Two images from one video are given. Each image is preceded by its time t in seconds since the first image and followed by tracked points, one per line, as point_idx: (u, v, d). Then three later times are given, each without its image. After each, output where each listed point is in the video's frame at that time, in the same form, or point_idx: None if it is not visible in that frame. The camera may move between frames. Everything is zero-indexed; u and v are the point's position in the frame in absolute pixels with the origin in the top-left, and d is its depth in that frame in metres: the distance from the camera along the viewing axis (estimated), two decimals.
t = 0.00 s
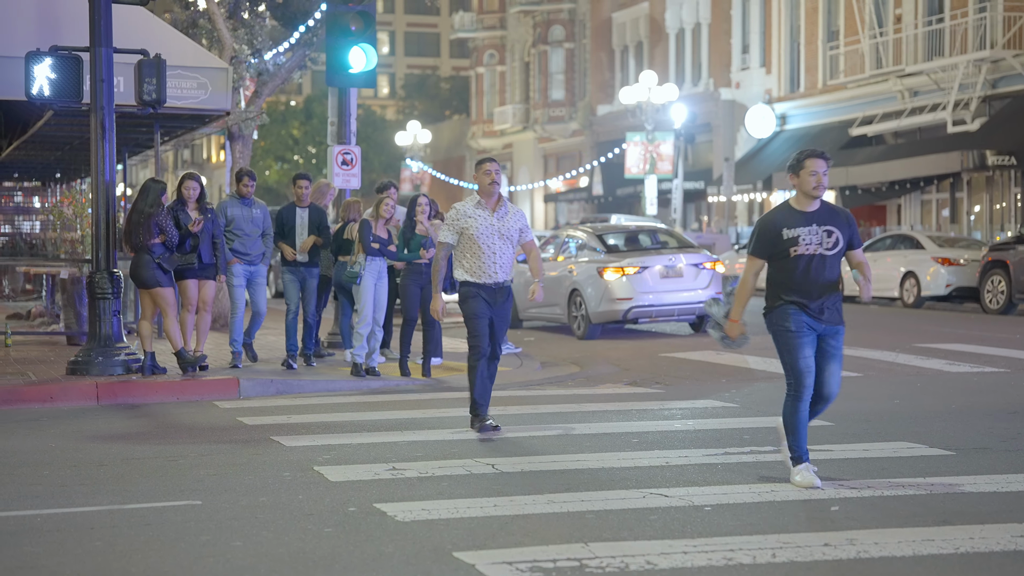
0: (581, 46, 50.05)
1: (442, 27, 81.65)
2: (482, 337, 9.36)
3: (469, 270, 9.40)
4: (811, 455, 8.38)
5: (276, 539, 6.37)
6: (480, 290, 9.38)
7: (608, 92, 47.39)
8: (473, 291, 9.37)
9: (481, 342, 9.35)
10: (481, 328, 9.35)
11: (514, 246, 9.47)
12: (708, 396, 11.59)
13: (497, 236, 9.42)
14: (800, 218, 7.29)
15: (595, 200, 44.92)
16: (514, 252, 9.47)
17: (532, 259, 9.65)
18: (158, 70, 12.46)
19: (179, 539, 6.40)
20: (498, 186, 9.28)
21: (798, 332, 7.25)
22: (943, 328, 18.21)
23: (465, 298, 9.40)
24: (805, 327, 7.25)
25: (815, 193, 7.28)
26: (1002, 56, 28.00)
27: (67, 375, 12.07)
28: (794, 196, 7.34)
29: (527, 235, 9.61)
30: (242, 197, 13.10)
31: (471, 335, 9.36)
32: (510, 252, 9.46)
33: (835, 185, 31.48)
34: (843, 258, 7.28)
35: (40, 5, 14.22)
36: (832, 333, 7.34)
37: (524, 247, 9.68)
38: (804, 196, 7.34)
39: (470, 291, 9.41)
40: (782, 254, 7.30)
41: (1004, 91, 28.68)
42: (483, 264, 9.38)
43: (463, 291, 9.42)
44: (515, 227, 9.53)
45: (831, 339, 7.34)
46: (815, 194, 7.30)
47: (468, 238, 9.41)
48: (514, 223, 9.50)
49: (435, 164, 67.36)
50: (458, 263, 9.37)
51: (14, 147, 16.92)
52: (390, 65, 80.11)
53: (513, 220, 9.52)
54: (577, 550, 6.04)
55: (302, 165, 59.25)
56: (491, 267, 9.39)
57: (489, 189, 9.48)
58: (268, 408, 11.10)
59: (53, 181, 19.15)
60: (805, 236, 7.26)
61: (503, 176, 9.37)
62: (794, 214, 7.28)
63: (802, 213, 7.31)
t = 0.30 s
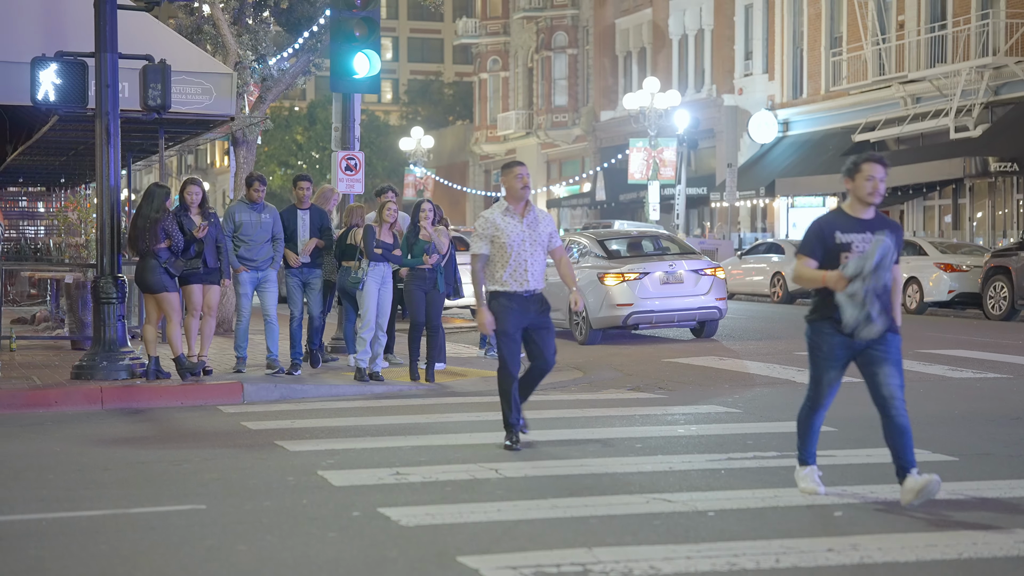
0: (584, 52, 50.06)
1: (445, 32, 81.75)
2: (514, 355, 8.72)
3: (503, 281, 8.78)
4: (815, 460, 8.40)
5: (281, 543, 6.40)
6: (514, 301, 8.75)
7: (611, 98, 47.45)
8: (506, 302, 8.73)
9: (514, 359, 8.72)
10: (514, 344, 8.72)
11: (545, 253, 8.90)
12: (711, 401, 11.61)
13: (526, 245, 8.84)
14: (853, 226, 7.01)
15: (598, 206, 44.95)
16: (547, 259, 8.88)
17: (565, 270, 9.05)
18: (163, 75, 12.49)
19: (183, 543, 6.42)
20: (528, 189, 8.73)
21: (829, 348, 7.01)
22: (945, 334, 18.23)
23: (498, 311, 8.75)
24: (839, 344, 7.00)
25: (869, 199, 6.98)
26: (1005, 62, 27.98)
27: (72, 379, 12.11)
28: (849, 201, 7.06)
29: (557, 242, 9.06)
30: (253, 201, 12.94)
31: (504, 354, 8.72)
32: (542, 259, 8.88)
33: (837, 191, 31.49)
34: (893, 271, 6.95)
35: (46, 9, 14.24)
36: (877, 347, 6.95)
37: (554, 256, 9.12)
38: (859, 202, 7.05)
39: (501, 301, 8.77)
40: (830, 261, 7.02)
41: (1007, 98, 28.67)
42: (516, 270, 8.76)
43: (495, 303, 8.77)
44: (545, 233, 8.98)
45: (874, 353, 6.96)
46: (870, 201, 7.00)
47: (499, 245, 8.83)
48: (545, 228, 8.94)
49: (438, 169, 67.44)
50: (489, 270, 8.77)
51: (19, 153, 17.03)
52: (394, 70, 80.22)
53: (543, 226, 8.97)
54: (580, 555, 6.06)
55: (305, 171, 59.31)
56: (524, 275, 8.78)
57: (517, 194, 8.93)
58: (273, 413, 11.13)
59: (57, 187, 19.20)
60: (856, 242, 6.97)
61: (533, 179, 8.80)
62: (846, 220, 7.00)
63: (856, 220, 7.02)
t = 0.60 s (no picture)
0: (585, 52, 49.98)
1: (446, 32, 81.72)
2: (537, 358, 8.54)
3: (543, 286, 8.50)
4: (815, 460, 8.39)
5: (280, 542, 6.39)
6: (548, 308, 8.50)
7: (612, 98, 47.42)
8: (541, 309, 8.49)
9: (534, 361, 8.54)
10: (538, 350, 8.53)
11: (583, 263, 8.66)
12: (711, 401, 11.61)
13: (567, 250, 8.57)
14: (915, 210, 6.69)
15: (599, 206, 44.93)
16: (584, 269, 8.65)
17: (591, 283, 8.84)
18: (164, 74, 12.48)
19: (182, 542, 6.42)
20: (574, 193, 8.52)
21: (909, 337, 6.60)
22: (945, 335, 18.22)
23: (532, 316, 8.50)
24: (916, 332, 6.61)
25: (931, 182, 6.66)
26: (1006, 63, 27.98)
27: (72, 378, 12.11)
28: (910, 185, 6.73)
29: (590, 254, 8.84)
30: (267, 199, 12.57)
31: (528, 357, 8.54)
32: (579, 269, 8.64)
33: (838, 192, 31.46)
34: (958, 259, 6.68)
35: (46, 7, 14.27)
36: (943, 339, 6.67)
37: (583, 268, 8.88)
38: (920, 185, 6.73)
39: (533, 306, 8.53)
40: (894, 248, 6.70)
41: (1008, 99, 28.66)
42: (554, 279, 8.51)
43: (529, 308, 8.52)
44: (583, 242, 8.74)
45: (947, 340, 6.68)
46: (933, 183, 6.68)
47: (541, 249, 8.55)
48: (584, 237, 8.69)
49: (439, 169, 67.42)
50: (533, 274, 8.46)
51: (19, 152, 17.01)
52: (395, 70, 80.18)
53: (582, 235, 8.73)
54: (579, 554, 6.05)
55: (306, 170, 59.27)
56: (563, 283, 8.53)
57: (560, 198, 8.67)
58: (272, 412, 11.13)
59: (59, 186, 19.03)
60: (920, 228, 6.65)
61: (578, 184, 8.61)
62: (910, 204, 6.68)
63: (919, 204, 6.71)
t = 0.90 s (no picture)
0: (586, 52, 50.03)
1: (447, 32, 81.73)
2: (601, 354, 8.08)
3: (587, 280, 8.13)
4: (816, 460, 8.42)
5: (283, 541, 6.43)
6: (596, 300, 8.12)
7: (613, 98, 47.46)
8: (589, 301, 8.11)
9: (599, 357, 8.08)
10: (599, 344, 8.07)
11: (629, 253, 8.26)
12: (711, 400, 11.64)
13: (610, 239, 8.18)
14: (979, 221, 6.17)
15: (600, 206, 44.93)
16: (631, 259, 8.26)
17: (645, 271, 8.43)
18: (166, 75, 12.52)
19: (185, 542, 6.45)
20: (617, 184, 8.12)
21: (988, 355, 6.13)
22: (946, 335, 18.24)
23: (579, 311, 8.12)
24: (994, 350, 6.16)
25: (995, 190, 6.15)
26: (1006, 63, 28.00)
27: (75, 378, 12.16)
28: (970, 195, 6.22)
29: (640, 242, 8.42)
30: (275, 201, 12.32)
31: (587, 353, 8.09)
32: (626, 259, 8.24)
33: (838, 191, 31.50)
34: None
35: (49, 8, 14.27)
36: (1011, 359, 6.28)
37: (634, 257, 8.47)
38: (981, 195, 6.21)
39: (580, 301, 8.14)
40: (958, 263, 6.19)
41: (1008, 98, 28.65)
42: (600, 270, 8.12)
43: (574, 302, 8.18)
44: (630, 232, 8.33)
45: (1012, 357, 6.31)
46: (996, 192, 6.17)
47: (583, 242, 8.18)
48: (630, 226, 8.29)
49: (440, 169, 67.49)
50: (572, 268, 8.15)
51: (21, 153, 17.03)
52: (395, 70, 80.22)
53: (629, 225, 8.33)
54: (581, 554, 6.08)
55: (307, 170, 59.32)
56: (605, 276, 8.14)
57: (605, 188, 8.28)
58: (274, 412, 11.15)
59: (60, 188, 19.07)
60: (985, 242, 6.14)
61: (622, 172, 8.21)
62: (973, 216, 6.16)
63: (981, 215, 6.20)
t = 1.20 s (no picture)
0: (586, 52, 50.03)
1: (447, 32, 81.72)
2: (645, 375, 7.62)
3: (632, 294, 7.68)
4: (816, 459, 8.41)
5: (283, 542, 6.42)
6: (639, 313, 7.65)
7: (613, 98, 47.45)
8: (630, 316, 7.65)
9: (644, 375, 7.63)
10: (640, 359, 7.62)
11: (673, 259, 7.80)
12: (712, 400, 11.62)
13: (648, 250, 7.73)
14: None
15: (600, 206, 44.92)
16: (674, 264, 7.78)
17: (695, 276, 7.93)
18: (165, 75, 12.51)
19: (185, 542, 6.45)
20: (652, 189, 7.66)
21: None
22: (948, 334, 18.23)
23: (620, 324, 7.67)
24: None
25: None
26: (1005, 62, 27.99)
27: (75, 378, 12.15)
28: None
29: (686, 244, 7.95)
30: (275, 200, 12.19)
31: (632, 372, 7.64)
32: (670, 265, 7.79)
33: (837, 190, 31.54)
34: None
35: (48, 7, 14.25)
36: None
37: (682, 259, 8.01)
38: None
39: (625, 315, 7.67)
40: None
41: (1008, 98, 28.62)
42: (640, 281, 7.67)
43: (619, 316, 7.72)
44: (672, 235, 7.87)
45: None
46: None
47: (622, 252, 7.76)
48: (672, 230, 7.83)
49: (440, 169, 67.51)
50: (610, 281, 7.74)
51: (20, 154, 17.01)
52: (396, 70, 80.23)
53: (671, 228, 7.86)
54: (581, 554, 6.08)
55: (307, 170, 59.32)
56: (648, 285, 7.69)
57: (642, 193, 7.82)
58: (274, 413, 11.14)
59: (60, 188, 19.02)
60: None
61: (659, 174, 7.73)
62: None
63: None
